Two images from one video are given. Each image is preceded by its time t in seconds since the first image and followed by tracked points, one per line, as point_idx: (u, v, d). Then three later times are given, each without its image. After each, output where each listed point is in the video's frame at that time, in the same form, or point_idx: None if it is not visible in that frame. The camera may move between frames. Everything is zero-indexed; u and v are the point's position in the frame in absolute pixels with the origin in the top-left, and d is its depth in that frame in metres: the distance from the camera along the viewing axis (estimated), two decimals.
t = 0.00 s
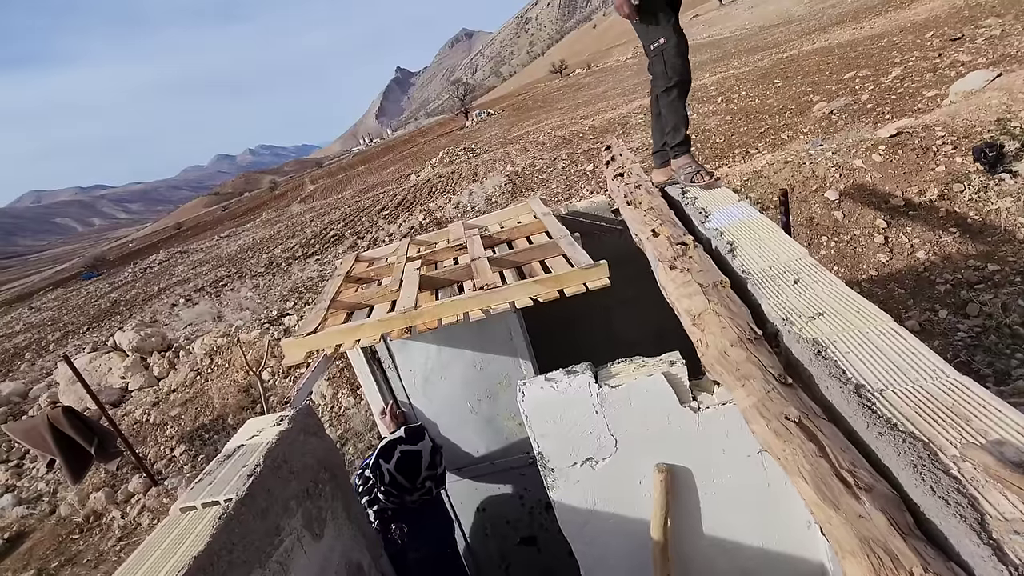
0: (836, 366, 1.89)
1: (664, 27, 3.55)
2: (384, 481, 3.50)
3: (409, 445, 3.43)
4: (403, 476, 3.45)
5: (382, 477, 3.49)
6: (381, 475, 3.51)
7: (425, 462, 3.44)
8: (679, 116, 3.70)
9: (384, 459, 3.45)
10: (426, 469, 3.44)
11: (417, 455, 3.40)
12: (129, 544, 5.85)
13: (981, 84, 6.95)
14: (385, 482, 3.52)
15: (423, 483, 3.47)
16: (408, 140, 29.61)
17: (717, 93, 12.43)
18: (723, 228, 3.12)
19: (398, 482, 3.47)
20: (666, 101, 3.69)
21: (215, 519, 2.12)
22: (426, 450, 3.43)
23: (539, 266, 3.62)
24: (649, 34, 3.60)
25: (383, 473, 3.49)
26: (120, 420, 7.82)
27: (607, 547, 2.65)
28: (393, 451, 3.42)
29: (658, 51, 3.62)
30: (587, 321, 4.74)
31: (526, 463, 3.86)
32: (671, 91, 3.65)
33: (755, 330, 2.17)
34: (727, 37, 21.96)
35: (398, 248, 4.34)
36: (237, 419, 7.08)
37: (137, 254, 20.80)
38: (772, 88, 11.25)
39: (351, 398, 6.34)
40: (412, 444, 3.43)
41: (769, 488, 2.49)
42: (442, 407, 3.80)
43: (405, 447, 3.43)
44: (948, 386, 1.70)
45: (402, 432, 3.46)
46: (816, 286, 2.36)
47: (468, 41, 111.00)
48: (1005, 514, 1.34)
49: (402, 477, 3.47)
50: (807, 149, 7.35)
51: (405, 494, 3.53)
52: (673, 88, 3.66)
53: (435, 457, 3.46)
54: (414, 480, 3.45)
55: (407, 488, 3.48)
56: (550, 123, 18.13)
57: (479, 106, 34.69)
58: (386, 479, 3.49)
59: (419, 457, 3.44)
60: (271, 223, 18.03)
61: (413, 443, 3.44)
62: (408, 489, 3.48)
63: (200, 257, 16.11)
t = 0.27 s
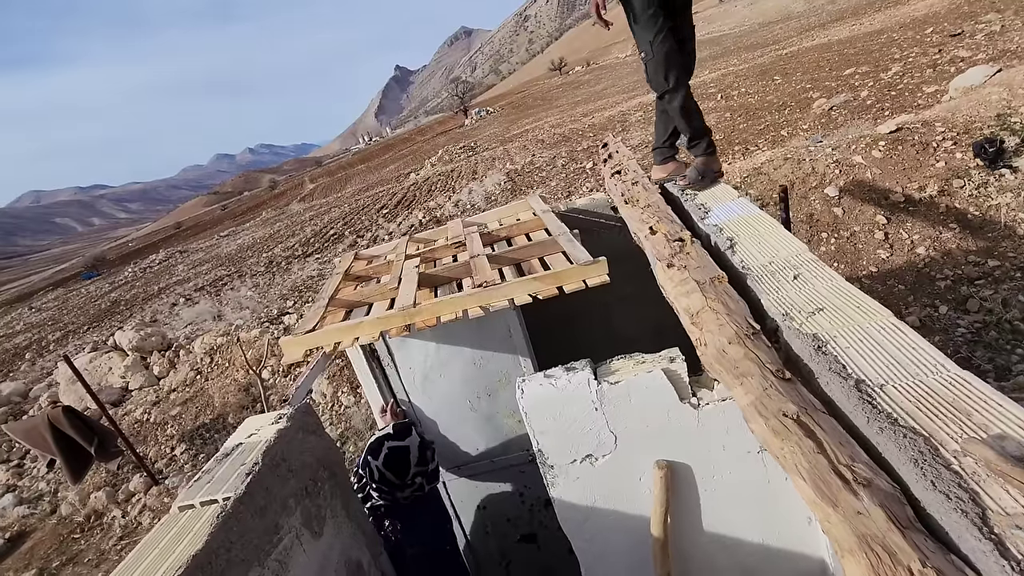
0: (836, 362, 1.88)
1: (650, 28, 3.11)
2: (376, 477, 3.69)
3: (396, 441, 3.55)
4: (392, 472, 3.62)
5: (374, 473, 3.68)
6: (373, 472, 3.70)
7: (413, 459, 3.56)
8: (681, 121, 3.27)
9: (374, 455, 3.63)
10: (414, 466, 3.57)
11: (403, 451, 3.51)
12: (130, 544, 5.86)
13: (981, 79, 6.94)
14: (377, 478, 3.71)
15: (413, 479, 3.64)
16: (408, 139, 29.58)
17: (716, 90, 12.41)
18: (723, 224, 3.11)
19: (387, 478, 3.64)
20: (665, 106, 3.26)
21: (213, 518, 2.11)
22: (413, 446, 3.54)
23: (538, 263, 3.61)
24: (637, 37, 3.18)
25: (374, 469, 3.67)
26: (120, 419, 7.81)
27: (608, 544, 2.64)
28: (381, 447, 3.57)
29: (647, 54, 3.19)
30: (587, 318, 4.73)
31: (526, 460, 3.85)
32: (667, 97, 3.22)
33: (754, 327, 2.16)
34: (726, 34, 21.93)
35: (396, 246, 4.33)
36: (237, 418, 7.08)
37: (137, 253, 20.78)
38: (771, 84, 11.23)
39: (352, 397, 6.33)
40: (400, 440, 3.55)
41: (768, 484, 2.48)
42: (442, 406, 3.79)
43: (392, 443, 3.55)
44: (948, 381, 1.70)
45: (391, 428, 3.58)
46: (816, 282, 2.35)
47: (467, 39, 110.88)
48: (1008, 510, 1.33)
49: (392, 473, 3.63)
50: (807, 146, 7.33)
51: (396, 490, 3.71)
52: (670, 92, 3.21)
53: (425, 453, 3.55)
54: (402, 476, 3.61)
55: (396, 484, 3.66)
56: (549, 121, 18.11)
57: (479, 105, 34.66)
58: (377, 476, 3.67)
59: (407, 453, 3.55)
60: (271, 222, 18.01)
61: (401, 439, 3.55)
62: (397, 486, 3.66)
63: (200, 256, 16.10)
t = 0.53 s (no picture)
0: (841, 359, 1.87)
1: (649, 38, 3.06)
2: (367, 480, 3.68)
3: (380, 441, 3.56)
4: (382, 472, 3.61)
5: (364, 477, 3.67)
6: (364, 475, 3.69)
7: (399, 456, 3.57)
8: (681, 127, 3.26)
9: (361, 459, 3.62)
10: (402, 463, 3.58)
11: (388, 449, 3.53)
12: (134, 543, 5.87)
13: (982, 77, 6.93)
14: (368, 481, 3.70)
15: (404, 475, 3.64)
16: (408, 138, 29.59)
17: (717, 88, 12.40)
18: (726, 222, 3.11)
19: (378, 479, 3.63)
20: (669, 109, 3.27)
21: (219, 517, 2.11)
22: (397, 443, 3.54)
23: (541, 262, 3.61)
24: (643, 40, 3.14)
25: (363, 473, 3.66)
26: (123, 419, 7.82)
27: (613, 542, 2.64)
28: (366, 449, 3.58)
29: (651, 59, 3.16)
30: (590, 317, 4.74)
31: (529, 459, 3.85)
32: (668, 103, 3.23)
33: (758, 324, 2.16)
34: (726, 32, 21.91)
35: (399, 245, 4.33)
36: (240, 418, 7.09)
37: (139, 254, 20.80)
38: (772, 82, 11.22)
39: (354, 396, 6.34)
40: (384, 439, 3.56)
41: (774, 482, 2.48)
42: (445, 405, 3.79)
43: (376, 443, 3.56)
44: (954, 378, 1.70)
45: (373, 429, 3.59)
46: (820, 279, 2.35)
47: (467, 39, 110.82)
48: (1015, 507, 1.33)
49: (381, 473, 3.63)
50: (809, 144, 7.32)
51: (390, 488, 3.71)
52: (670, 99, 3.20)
53: (411, 448, 3.57)
54: (392, 474, 3.62)
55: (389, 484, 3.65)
56: (550, 120, 18.11)
57: (479, 104, 34.68)
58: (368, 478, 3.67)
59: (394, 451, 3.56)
60: (272, 222, 18.03)
61: (384, 438, 3.56)
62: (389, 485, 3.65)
63: (201, 257, 16.11)
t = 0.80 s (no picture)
0: (842, 362, 1.89)
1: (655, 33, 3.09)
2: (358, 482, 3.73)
3: (365, 440, 3.64)
4: (371, 471, 3.66)
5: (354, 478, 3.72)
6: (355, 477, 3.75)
7: (386, 455, 3.63)
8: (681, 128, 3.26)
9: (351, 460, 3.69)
10: (390, 461, 3.63)
11: (373, 446, 3.60)
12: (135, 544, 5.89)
13: (982, 79, 6.95)
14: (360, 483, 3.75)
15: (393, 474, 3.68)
16: (409, 139, 29.62)
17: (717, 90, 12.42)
18: (727, 225, 3.12)
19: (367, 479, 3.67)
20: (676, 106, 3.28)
21: (224, 518, 2.12)
22: (381, 441, 3.61)
23: (543, 264, 3.62)
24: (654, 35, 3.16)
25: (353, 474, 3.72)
26: (124, 420, 7.83)
27: (615, 543, 2.66)
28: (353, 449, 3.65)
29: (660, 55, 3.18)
30: (591, 318, 4.75)
31: (531, 460, 3.86)
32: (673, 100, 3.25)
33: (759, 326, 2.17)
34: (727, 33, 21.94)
35: (401, 247, 4.34)
36: (241, 419, 7.10)
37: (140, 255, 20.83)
38: (773, 84, 11.24)
39: (356, 398, 6.35)
40: (371, 438, 3.63)
41: (775, 484, 2.50)
42: (447, 406, 3.80)
43: (362, 442, 3.64)
44: (954, 381, 1.71)
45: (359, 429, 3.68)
46: (821, 282, 2.37)
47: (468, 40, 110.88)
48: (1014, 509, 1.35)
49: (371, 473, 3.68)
50: (809, 145, 7.34)
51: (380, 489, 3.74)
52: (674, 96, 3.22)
53: (396, 445, 3.62)
54: (380, 472, 3.66)
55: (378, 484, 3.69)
56: (551, 121, 18.13)
57: (480, 105, 34.72)
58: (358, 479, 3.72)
59: (380, 450, 3.62)
60: (273, 223, 18.05)
61: (370, 437, 3.64)
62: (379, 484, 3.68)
63: (202, 258, 16.13)
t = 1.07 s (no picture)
0: (826, 382, 1.93)
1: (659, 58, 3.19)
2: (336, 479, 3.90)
3: (346, 441, 3.81)
4: (348, 471, 3.82)
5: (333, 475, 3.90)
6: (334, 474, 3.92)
7: (364, 458, 3.79)
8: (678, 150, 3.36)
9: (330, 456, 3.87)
10: (367, 464, 3.79)
11: (352, 447, 3.76)
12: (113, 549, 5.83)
13: (969, 106, 7.08)
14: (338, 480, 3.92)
15: (369, 478, 3.83)
16: (404, 147, 29.66)
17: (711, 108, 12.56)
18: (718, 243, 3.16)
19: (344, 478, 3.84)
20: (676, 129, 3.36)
21: (208, 525, 2.12)
22: (360, 443, 3.77)
23: (535, 276, 3.65)
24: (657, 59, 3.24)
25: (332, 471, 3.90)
26: (106, 422, 7.74)
27: (600, 557, 2.67)
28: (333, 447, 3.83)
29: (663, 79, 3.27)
30: (582, 331, 4.78)
31: (517, 473, 3.87)
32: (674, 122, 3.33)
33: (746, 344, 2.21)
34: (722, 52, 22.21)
35: (393, 255, 4.36)
36: (225, 424, 7.05)
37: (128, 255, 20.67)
38: (766, 104, 11.38)
39: (343, 405, 6.34)
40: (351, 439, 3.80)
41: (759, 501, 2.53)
42: (435, 416, 3.82)
43: (342, 442, 3.81)
44: (934, 404, 1.75)
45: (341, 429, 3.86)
46: (807, 303, 2.41)
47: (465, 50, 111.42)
48: (988, 532, 1.38)
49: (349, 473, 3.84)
50: (800, 166, 7.43)
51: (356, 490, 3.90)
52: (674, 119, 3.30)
53: (373, 449, 3.77)
54: (357, 473, 3.82)
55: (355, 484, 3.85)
56: (546, 134, 18.25)
57: (476, 115, 34.87)
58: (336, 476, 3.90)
59: (358, 451, 3.79)
60: (265, 227, 17.99)
61: (349, 438, 3.81)
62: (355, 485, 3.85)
63: (191, 260, 16.03)
